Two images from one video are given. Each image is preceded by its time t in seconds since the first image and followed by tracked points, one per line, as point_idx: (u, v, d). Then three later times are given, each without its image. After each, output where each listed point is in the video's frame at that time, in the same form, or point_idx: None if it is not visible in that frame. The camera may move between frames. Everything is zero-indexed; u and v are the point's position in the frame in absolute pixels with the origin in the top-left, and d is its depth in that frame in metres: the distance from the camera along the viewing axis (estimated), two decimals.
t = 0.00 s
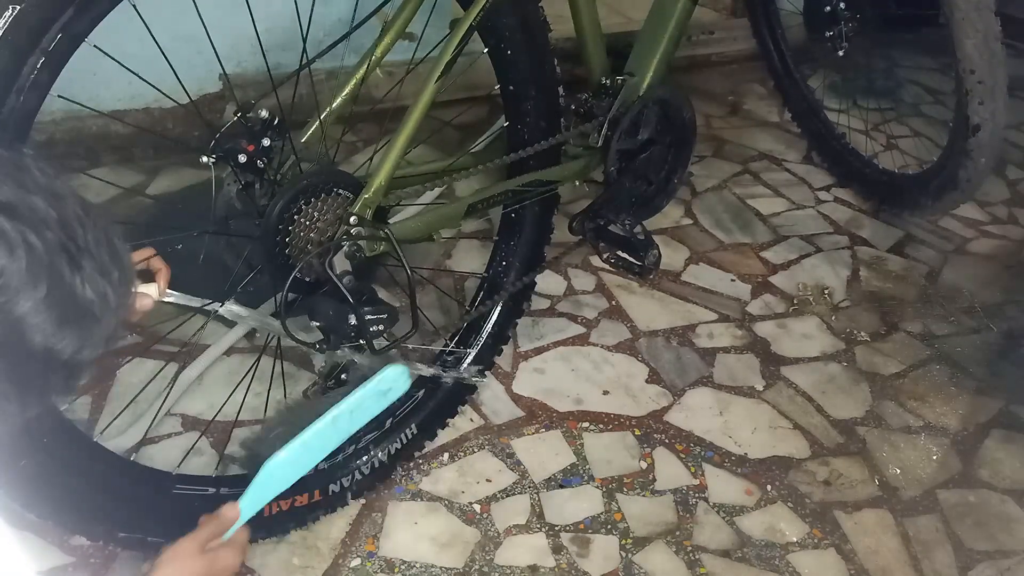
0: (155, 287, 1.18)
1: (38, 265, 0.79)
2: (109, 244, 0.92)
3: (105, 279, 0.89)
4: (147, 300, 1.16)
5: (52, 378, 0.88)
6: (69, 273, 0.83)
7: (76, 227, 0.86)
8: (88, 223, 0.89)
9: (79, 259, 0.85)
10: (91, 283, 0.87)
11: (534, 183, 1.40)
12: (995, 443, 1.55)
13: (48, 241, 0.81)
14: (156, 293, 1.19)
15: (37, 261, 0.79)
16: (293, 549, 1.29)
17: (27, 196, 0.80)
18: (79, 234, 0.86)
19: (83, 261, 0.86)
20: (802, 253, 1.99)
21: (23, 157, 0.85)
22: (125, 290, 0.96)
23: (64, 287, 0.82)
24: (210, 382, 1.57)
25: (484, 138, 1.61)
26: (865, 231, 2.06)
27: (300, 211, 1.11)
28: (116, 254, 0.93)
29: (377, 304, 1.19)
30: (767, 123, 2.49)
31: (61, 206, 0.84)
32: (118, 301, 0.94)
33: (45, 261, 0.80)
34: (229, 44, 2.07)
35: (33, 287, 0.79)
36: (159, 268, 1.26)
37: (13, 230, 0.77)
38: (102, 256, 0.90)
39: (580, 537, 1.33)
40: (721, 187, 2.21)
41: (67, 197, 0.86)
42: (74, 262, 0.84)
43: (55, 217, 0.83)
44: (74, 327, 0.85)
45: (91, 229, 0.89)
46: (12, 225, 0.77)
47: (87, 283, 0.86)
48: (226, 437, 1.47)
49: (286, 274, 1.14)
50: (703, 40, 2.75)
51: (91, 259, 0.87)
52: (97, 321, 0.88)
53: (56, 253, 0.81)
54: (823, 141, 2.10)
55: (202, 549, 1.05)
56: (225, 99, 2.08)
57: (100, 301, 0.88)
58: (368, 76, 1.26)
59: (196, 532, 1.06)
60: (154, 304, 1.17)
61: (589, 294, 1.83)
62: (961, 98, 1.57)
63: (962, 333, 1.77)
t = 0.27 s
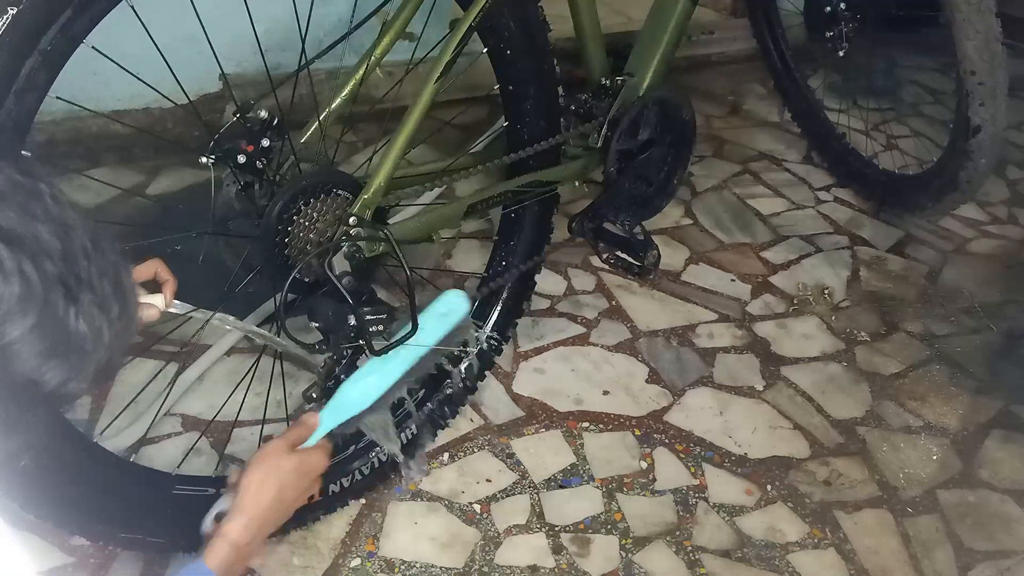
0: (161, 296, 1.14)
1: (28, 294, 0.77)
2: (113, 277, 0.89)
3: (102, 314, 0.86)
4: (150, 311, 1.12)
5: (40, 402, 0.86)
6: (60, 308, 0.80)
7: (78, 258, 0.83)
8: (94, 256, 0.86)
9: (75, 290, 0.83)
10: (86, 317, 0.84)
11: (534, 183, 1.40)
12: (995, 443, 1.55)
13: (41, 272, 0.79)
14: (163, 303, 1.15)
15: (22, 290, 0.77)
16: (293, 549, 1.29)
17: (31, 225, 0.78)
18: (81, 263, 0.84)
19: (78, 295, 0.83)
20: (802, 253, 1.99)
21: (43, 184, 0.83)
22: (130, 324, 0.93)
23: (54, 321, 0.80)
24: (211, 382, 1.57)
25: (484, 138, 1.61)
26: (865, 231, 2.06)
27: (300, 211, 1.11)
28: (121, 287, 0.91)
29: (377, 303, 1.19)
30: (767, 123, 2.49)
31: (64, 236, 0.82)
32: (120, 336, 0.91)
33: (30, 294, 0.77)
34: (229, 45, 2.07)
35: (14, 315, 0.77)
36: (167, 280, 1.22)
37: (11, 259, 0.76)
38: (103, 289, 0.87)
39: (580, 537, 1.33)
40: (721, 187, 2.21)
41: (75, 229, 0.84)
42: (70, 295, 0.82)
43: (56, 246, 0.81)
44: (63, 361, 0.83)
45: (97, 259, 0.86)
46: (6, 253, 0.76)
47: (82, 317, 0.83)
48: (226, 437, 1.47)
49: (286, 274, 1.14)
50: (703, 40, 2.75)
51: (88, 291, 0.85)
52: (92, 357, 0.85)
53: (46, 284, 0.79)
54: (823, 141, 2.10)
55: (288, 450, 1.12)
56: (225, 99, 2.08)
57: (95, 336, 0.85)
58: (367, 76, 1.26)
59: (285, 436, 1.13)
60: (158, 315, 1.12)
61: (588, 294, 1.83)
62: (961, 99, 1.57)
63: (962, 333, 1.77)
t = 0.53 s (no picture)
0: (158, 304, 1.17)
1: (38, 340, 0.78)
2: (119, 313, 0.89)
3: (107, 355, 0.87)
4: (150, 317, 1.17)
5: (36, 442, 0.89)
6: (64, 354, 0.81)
7: (85, 299, 0.83)
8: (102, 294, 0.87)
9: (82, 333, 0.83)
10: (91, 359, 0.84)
11: (533, 183, 1.40)
12: (995, 443, 1.55)
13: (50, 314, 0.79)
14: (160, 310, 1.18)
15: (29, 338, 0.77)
16: (293, 549, 1.29)
17: (43, 266, 0.78)
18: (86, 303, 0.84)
19: (83, 340, 0.83)
20: (802, 253, 1.99)
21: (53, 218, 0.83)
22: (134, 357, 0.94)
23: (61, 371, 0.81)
24: (211, 382, 1.57)
25: (483, 139, 1.61)
26: (865, 231, 2.06)
27: (299, 211, 1.11)
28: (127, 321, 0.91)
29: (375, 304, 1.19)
30: (767, 123, 2.49)
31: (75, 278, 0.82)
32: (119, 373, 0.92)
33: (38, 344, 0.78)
34: (229, 45, 2.07)
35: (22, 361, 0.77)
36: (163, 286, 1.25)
37: (21, 306, 0.76)
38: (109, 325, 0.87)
39: (580, 537, 1.33)
40: (721, 187, 2.21)
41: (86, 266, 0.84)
42: (76, 340, 0.82)
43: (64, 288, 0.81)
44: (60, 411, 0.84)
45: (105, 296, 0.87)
46: (16, 297, 0.76)
47: (87, 360, 0.84)
48: (227, 437, 1.47)
49: (284, 274, 1.14)
50: (703, 40, 2.75)
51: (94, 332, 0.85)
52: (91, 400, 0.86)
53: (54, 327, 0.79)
54: (823, 142, 2.10)
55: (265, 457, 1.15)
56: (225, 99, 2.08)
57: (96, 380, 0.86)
58: (366, 76, 1.26)
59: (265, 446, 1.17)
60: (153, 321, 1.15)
61: (589, 294, 1.83)
62: (962, 101, 1.57)
63: (962, 333, 1.77)
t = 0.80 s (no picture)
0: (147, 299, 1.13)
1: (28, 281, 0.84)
2: (84, 269, 0.93)
3: (75, 304, 0.91)
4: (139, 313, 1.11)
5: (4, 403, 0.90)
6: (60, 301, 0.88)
7: (47, 251, 0.87)
8: (65, 248, 0.90)
9: (49, 285, 0.86)
10: (63, 307, 0.88)
11: (533, 183, 1.40)
12: (996, 444, 1.55)
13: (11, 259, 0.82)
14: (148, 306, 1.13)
15: None
16: (293, 549, 1.29)
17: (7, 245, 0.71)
18: (53, 252, 0.88)
19: (54, 289, 0.87)
20: (802, 253, 1.99)
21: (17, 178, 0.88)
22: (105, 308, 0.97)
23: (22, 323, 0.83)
24: (211, 382, 1.57)
25: (483, 139, 1.61)
26: (865, 231, 2.06)
27: (299, 210, 1.11)
28: (94, 276, 0.95)
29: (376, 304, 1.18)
30: (767, 123, 2.49)
31: (32, 229, 0.86)
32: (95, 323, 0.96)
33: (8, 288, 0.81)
34: (229, 45, 2.07)
35: None
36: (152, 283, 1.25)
37: None
38: (74, 276, 0.91)
39: (580, 537, 1.33)
40: (721, 187, 2.21)
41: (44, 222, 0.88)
42: (37, 290, 0.84)
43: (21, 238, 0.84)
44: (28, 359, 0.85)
45: (68, 251, 0.91)
46: None
47: (65, 311, 0.89)
48: (227, 436, 1.47)
49: (284, 274, 1.14)
50: (704, 40, 2.75)
51: (58, 283, 0.88)
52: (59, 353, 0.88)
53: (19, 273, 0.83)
54: (823, 142, 2.10)
55: None
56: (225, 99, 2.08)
57: (65, 331, 0.88)
58: (366, 76, 1.26)
59: None
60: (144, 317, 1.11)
61: (589, 294, 1.83)
62: (961, 100, 1.57)
63: (962, 333, 1.77)
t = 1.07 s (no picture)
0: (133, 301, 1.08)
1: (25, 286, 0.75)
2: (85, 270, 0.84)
3: (76, 308, 0.81)
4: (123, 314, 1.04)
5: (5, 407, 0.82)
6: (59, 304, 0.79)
7: (45, 251, 0.78)
8: (65, 248, 0.81)
9: (46, 288, 0.77)
10: (62, 312, 0.79)
11: (533, 183, 1.40)
12: (995, 444, 1.55)
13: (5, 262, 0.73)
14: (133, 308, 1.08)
15: None
16: (294, 549, 1.29)
17: None
18: (52, 253, 0.79)
19: (54, 291, 0.78)
20: (802, 253, 1.99)
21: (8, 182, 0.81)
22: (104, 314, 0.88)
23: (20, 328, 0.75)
24: (211, 382, 1.57)
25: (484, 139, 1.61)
26: (865, 231, 2.06)
27: (301, 210, 1.11)
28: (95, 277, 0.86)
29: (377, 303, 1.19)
30: (767, 123, 2.49)
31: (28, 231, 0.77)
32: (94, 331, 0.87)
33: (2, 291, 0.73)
34: (229, 45, 2.07)
35: None
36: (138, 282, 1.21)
37: None
38: (74, 278, 0.81)
39: (580, 537, 1.33)
40: (721, 187, 2.21)
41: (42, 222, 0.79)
42: (34, 298, 0.76)
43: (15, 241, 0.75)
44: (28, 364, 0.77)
45: (70, 253, 0.82)
46: None
47: (65, 316, 0.80)
48: (227, 436, 1.47)
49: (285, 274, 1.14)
50: (704, 40, 2.75)
51: (58, 285, 0.79)
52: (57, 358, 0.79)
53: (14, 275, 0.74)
54: (823, 142, 2.10)
55: None
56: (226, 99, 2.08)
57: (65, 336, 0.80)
58: (367, 76, 1.26)
59: None
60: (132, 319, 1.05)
61: (589, 294, 1.83)
62: (961, 99, 1.57)
63: (962, 333, 1.77)
